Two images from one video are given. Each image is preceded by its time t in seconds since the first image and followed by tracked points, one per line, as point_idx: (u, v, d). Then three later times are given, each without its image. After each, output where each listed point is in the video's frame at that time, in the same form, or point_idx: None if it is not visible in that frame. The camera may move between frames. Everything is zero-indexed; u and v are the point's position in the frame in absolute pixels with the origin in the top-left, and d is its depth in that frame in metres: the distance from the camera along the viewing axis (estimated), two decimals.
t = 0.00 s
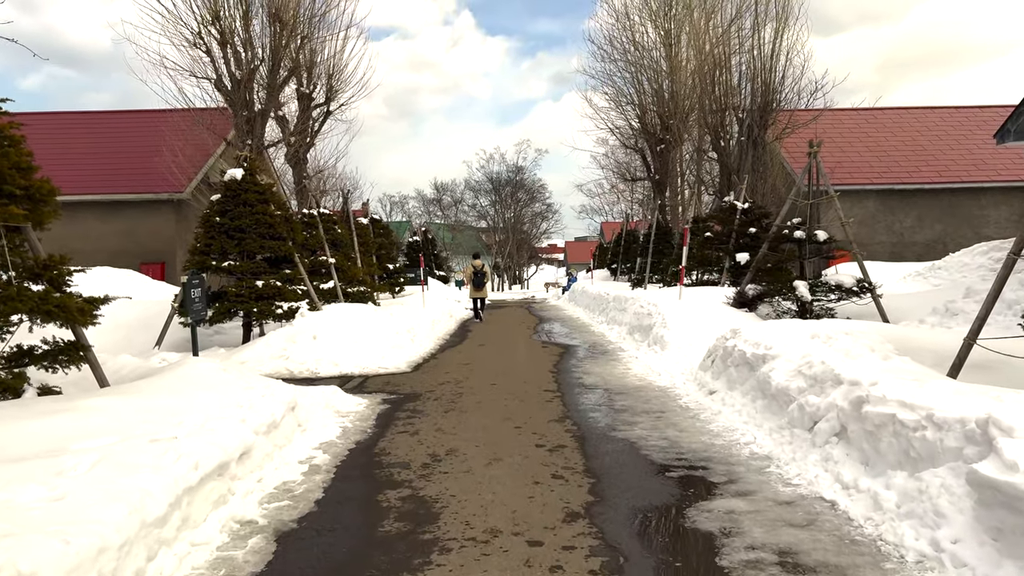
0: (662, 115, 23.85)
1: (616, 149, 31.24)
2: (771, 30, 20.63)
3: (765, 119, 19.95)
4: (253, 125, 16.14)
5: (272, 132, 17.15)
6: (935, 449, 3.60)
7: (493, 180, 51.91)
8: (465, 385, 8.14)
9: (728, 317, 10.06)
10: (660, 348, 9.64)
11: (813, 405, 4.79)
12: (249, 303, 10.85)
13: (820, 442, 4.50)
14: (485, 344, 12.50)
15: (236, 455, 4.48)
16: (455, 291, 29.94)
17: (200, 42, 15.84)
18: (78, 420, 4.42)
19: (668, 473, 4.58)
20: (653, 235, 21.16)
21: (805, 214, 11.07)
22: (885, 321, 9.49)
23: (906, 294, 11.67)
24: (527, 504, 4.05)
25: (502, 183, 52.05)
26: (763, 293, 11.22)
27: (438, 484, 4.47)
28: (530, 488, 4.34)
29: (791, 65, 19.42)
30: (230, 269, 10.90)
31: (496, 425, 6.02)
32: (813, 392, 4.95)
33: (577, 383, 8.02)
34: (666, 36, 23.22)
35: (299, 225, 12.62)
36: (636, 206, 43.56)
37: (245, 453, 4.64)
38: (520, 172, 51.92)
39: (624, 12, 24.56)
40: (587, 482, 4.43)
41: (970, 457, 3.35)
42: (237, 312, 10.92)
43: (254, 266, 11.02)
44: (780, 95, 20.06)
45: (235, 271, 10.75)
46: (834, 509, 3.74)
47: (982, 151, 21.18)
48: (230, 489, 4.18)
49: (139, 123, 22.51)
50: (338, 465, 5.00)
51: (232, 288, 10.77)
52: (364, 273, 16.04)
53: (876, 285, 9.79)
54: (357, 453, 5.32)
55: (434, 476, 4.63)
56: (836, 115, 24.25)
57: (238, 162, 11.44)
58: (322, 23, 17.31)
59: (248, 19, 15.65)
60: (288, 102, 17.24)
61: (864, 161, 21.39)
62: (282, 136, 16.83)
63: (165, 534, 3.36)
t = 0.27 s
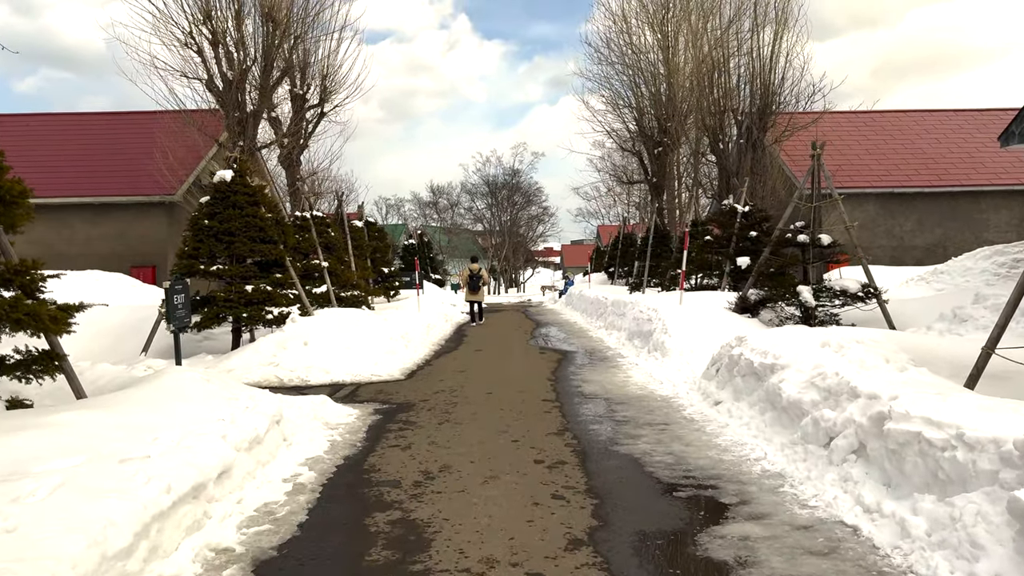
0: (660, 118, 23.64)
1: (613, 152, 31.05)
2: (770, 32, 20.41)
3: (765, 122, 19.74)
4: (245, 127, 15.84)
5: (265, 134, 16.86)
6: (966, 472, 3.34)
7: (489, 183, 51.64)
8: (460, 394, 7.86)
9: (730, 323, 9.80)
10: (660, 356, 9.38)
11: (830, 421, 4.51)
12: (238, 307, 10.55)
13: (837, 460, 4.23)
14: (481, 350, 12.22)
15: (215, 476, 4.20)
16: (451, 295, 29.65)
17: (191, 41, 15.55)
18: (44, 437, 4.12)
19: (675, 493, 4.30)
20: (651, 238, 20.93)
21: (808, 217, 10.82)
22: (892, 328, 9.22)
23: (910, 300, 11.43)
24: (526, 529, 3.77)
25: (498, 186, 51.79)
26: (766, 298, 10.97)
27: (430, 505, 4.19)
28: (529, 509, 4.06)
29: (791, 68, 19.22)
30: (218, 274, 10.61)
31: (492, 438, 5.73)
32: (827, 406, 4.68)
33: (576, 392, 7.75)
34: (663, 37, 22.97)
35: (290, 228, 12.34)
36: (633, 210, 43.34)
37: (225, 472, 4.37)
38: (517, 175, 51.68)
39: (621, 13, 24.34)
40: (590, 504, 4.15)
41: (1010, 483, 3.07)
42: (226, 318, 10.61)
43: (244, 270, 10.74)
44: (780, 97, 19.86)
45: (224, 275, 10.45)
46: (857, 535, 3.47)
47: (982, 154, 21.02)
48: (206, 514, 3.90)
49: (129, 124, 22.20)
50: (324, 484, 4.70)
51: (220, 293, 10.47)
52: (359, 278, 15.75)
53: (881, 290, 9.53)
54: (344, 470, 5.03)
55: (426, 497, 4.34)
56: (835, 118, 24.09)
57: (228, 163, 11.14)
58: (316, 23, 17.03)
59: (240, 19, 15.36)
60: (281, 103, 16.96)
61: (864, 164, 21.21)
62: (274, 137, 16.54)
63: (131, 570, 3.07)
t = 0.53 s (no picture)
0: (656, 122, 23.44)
1: (609, 156, 30.87)
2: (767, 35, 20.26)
3: (762, 125, 19.56)
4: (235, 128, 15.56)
5: (256, 135, 16.59)
6: (997, 490, 3.08)
7: (485, 188, 51.44)
8: (452, 402, 7.57)
9: (731, 329, 9.56)
10: (660, 362, 9.13)
11: (843, 432, 4.25)
12: (225, 312, 10.25)
13: (851, 474, 3.97)
14: (475, 355, 11.93)
15: (186, 492, 3.91)
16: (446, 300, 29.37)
17: (181, 41, 15.28)
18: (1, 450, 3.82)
19: (679, 510, 4.02)
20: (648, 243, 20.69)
21: (810, 220, 10.61)
22: (896, 334, 8.97)
23: (913, 305, 11.20)
24: (520, 550, 3.48)
25: (494, 190, 51.62)
26: (767, 303, 10.71)
27: (417, 524, 3.90)
28: (522, 528, 3.78)
29: (788, 71, 19.06)
30: (205, 277, 10.32)
31: (485, 449, 5.45)
32: (839, 417, 4.42)
33: (573, 399, 7.47)
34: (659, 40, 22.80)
35: (280, 231, 12.06)
36: (629, 215, 43.20)
37: (199, 488, 4.08)
38: (513, 180, 51.51)
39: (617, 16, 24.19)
40: (588, 522, 3.87)
41: None
42: (213, 322, 10.31)
43: (231, 273, 10.45)
44: (777, 100, 19.68)
45: (210, 278, 10.17)
46: (877, 558, 3.20)
47: (981, 158, 20.88)
48: (174, 534, 3.60)
49: (118, 126, 21.90)
50: (304, 499, 4.41)
51: (207, 297, 10.17)
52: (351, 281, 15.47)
53: (885, 295, 9.25)
54: (327, 483, 4.74)
55: (412, 514, 4.05)
56: (832, 123, 23.96)
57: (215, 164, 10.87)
58: (308, 23, 16.80)
59: (230, 18, 15.10)
60: (272, 104, 16.70)
61: (862, 168, 21.05)
62: (265, 139, 16.26)
63: None
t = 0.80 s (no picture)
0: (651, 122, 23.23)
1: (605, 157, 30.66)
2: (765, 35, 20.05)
3: (759, 126, 19.35)
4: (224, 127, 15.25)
5: (245, 133, 16.27)
6: None
7: (480, 189, 51.15)
8: (443, 410, 7.28)
9: (731, 334, 9.31)
10: (658, 367, 8.87)
11: (856, 448, 3.98)
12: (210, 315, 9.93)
13: (867, 493, 3.70)
14: (468, 360, 11.65)
15: (151, 515, 3.61)
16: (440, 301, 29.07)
17: (168, 37, 14.95)
18: None
19: (683, 532, 3.75)
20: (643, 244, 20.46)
21: (811, 222, 10.36)
22: (900, 339, 8.74)
23: (915, 309, 10.99)
24: None
25: (488, 192, 51.32)
26: (767, 306, 10.48)
27: (401, 548, 3.62)
28: (515, 553, 3.50)
29: (786, 70, 18.86)
30: (188, 279, 9.99)
31: (476, 463, 5.16)
32: (852, 431, 4.15)
33: (568, 407, 7.20)
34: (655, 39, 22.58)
35: (267, 232, 11.74)
36: (625, 216, 43.01)
37: (166, 510, 3.79)
38: (508, 180, 51.24)
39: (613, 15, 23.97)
40: (586, 546, 3.59)
41: None
42: (197, 325, 9.99)
43: (216, 275, 10.14)
44: (775, 100, 19.47)
45: (194, 280, 9.86)
46: None
47: (979, 160, 20.75)
48: (135, 563, 3.31)
49: (105, 125, 21.54)
50: (281, 519, 4.12)
51: (191, 299, 9.84)
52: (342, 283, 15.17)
53: (888, 299, 9.05)
54: (306, 501, 4.44)
55: (396, 537, 3.76)
56: (830, 124, 23.81)
57: (200, 163, 10.56)
58: (299, 20, 16.49)
59: (219, 14, 14.79)
60: (262, 102, 16.39)
61: (859, 170, 20.88)
62: (255, 138, 15.95)
63: None
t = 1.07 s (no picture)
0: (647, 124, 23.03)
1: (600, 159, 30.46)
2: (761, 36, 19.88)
3: (756, 127, 19.17)
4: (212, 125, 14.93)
5: (234, 132, 15.95)
6: None
7: (474, 191, 50.85)
8: (434, 416, 7.01)
9: (730, 338, 9.08)
10: (656, 371, 8.63)
11: (874, 460, 3.73)
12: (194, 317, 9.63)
13: (887, 510, 3.45)
14: (461, 363, 11.38)
15: (114, 534, 3.33)
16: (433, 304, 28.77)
17: (155, 33, 14.63)
18: None
19: (690, 551, 3.49)
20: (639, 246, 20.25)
21: (811, 223, 10.14)
22: (904, 343, 8.53)
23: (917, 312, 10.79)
24: None
25: (482, 194, 51.03)
26: (767, 309, 10.26)
27: (386, 570, 3.34)
28: None
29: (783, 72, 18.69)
30: (173, 280, 9.69)
31: (468, 474, 4.89)
32: (868, 442, 3.90)
33: (565, 414, 6.94)
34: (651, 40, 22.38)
35: (255, 233, 11.45)
36: (620, 219, 42.85)
37: (132, 528, 3.50)
38: (502, 183, 50.98)
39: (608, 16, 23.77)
40: (587, 568, 3.32)
41: None
42: (181, 328, 9.69)
43: (202, 276, 9.84)
44: (772, 102, 19.29)
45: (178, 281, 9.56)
46: None
47: (976, 163, 20.64)
48: None
49: (91, 124, 21.18)
50: (258, 536, 3.83)
51: (175, 301, 9.54)
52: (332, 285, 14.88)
53: (892, 302, 8.83)
54: (287, 515, 4.16)
55: (381, 557, 3.48)
56: (826, 126, 23.69)
57: (185, 161, 10.26)
58: (290, 18, 16.20)
59: (208, 10, 14.48)
60: (252, 100, 16.08)
61: (856, 172, 20.75)
62: (244, 137, 15.63)
63: None
